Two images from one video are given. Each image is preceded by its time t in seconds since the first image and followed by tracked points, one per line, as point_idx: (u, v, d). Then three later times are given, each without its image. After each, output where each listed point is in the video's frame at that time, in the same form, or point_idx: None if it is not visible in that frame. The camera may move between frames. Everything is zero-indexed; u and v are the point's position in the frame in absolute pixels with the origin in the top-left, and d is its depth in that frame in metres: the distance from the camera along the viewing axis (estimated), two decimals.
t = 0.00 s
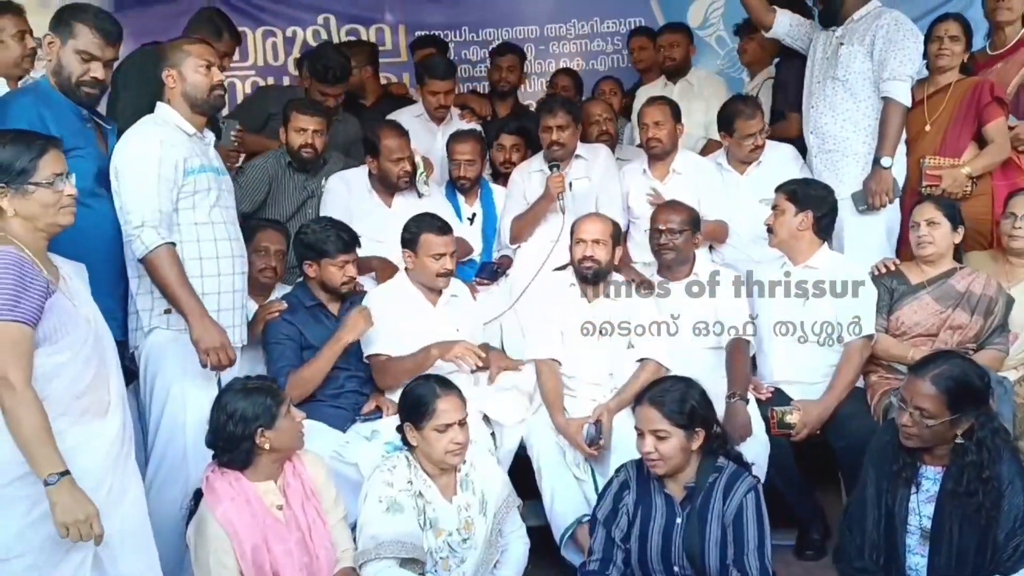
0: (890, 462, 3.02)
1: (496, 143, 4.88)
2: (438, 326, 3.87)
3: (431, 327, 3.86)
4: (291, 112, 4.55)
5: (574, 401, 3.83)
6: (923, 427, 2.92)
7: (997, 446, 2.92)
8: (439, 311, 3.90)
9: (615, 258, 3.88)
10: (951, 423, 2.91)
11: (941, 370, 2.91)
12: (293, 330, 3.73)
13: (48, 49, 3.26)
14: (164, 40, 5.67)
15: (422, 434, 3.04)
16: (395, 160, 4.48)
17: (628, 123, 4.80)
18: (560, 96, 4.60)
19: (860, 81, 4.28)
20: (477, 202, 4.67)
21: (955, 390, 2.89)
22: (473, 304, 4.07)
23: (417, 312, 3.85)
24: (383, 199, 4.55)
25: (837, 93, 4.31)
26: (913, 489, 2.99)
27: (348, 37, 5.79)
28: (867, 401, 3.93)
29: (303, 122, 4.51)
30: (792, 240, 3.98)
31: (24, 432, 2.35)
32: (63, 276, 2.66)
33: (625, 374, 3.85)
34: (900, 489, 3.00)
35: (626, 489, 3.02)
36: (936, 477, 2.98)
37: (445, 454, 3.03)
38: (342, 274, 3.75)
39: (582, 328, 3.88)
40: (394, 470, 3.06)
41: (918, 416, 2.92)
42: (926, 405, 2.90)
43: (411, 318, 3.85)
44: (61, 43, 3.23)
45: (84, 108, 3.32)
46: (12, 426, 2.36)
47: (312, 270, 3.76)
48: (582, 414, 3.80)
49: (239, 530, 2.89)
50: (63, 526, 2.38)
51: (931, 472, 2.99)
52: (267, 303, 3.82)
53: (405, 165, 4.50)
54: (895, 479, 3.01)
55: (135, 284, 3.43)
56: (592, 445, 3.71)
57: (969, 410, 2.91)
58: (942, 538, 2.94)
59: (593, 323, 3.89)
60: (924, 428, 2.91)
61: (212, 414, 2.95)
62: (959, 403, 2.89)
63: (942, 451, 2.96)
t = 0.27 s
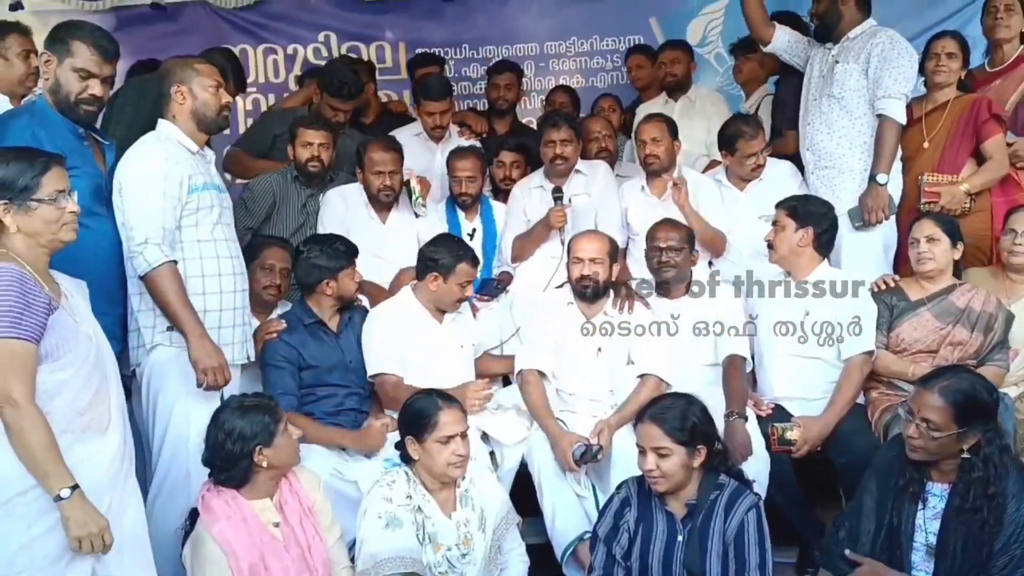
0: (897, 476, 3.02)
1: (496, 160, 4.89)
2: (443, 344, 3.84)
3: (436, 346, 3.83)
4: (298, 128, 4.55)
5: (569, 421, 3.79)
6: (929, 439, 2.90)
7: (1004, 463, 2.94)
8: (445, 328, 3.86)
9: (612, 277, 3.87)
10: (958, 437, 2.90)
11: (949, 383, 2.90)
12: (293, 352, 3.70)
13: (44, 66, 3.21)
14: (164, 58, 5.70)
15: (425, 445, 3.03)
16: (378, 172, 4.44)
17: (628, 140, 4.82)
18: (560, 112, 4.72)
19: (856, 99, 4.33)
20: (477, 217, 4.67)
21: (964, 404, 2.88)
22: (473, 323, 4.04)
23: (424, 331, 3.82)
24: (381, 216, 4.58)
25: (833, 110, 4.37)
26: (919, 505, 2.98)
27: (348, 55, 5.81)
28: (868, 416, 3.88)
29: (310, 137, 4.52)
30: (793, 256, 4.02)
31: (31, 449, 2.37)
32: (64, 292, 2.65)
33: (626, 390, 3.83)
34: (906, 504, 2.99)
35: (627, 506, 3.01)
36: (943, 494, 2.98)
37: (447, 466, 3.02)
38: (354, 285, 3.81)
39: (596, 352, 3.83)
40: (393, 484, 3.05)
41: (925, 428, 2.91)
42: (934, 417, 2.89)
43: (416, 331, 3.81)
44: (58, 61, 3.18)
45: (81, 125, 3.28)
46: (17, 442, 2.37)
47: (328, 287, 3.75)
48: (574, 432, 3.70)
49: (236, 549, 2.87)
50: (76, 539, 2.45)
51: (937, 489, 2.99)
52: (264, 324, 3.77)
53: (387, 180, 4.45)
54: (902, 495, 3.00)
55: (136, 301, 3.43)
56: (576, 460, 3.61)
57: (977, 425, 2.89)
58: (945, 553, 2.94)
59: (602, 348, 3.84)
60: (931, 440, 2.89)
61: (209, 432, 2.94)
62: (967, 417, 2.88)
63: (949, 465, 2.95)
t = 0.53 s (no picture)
0: (902, 490, 3.03)
1: (496, 176, 4.91)
2: (443, 361, 3.84)
3: (436, 362, 3.83)
4: (293, 142, 4.58)
5: (566, 436, 3.78)
6: (928, 450, 2.90)
7: (1007, 478, 2.91)
8: (449, 343, 3.87)
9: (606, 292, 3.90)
10: (958, 449, 2.89)
11: (950, 395, 2.90)
12: (292, 368, 3.69)
13: (57, 79, 3.17)
14: (166, 74, 5.72)
15: (429, 456, 3.02)
16: (371, 183, 4.49)
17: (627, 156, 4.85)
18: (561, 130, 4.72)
19: (851, 116, 4.36)
20: (475, 231, 4.69)
21: (965, 415, 2.87)
22: (474, 340, 4.04)
23: (427, 346, 3.82)
24: (382, 230, 4.58)
25: (829, 127, 4.40)
26: (923, 520, 2.98)
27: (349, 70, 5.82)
28: (868, 432, 3.87)
29: (307, 152, 4.56)
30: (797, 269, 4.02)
31: (21, 468, 2.34)
32: (65, 307, 2.65)
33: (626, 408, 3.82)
34: (912, 519, 2.99)
35: (631, 521, 3.01)
36: (945, 509, 2.97)
37: (452, 476, 3.02)
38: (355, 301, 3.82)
39: (594, 371, 3.83)
40: (392, 498, 3.04)
41: (925, 439, 2.91)
42: (935, 428, 2.89)
43: (416, 346, 3.81)
44: (75, 73, 3.16)
45: (87, 139, 3.29)
46: (8, 459, 2.34)
47: (332, 302, 3.74)
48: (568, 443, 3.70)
49: (233, 566, 2.86)
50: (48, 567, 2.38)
51: (940, 504, 2.98)
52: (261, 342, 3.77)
53: (379, 191, 4.49)
54: (906, 508, 3.00)
55: (138, 318, 3.41)
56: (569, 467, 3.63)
57: (978, 438, 2.89)
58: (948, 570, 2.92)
59: (600, 366, 3.84)
60: (931, 451, 2.89)
61: (205, 448, 2.94)
62: (968, 428, 2.88)
63: (951, 479, 2.94)
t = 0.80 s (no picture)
0: (901, 504, 3.00)
1: (497, 190, 4.92)
2: (443, 373, 3.84)
3: (436, 375, 3.83)
4: (287, 157, 4.52)
5: (564, 450, 3.78)
6: (928, 460, 2.89)
7: (1007, 492, 2.91)
8: (450, 355, 3.88)
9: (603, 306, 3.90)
10: (958, 461, 2.89)
11: (950, 406, 2.91)
12: (291, 381, 3.68)
13: (74, 90, 3.05)
14: (167, 87, 5.74)
15: (432, 466, 3.01)
16: (362, 199, 4.46)
17: (626, 170, 4.87)
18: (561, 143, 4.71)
19: (849, 131, 4.42)
20: (475, 245, 4.72)
21: (966, 427, 2.87)
22: (473, 354, 4.04)
23: (427, 359, 3.83)
24: (376, 245, 4.58)
25: (827, 143, 4.47)
26: (923, 535, 2.96)
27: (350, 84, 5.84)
28: (869, 446, 3.88)
29: (301, 167, 4.50)
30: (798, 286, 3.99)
31: (20, 481, 2.34)
32: (64, 320, 2.65)
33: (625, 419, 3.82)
34: (912, 533, 2.96)
35: (637, 532, 3.00)
36: (946, 523, 2.96)
37: (455, 487, 3.01)
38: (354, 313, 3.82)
39: (592, 387, 3.80)
40: (393, 510, 3.03)
41: (925, 450, 2.90)
42: (935, 439, 2.88)
43: (416, 358, 3.81)
44: (94, 85, 3.06)
45: (97, 151, 3.19)
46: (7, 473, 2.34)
47: (331, 316, 3.74)
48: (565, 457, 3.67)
49: None
50: None
51: (941, 517, 2.98)
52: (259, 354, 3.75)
53: (367, 208, 4.46)
54: (907, 522, 2.98)
55: (142, 331, 3.40)
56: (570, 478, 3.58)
57: (978, 450, 2.88)
58: None
59: (599, 382, 3.81)
60: (930, 462, 2.88)
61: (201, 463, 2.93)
62: (968, 440, 2.87)
63: (951, 491, 2.94)
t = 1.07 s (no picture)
0: (903, 516, 2.99)
1: (497, 201, 4.93)
2: (443, 385, 3.84)
3: (437, 386, 3.83)
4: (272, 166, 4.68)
5: (565, 461, 3.77)
6: (931, 472, 2.89)
7: (1010, 504, 2.92)
8: (450, 366, 3.88)
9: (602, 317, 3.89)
10: (960, 472, 2.88)
11: (952, 417, 2.91)
12: (293, 392, 3.68)
13: (84, 99, 3.04)
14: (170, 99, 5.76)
15: (434, 476, 3.01)
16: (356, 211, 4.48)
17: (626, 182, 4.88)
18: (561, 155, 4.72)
19: (849, 143, 4.43)
20: (475, 256, 4.71)
21: (967, 438, 2.87)
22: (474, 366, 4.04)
23: (428, 371, 3.82)
24: (376, 257, 4.59)
25: (827, 155, 4.48)
26: (925, 547, 2.95)
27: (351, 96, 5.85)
28: (869, 458, 3.87)
29: (285, 174, 4.63)
30: (793, 298, 3.97)
31: (23, 490, 2.33)
32: (62, 332, 2.65)
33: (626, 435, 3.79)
34: (915, 545, 2.94)
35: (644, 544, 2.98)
36: (948, 535, 2.95)
37: (457, 497, 3.01)
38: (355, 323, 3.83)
39: (592, 399, 3.80)
40: (394, 521, 3.03)
41: (927, 461, 2.90)
42: (938, 451, 2.88)
43: (416, 369, 3.80)
44: (103, 94, 3.05)
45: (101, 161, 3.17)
46: (11, 484, 2.33)
47: (332, 326, 3.75)
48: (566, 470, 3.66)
49: None
50: None
51: (943, 529, 2.96)
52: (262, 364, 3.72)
53: (360, 220, 4.47)
54: (909, 535, 2.96)
55: (145, 342, 3.39)
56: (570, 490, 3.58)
57: (980, 460, 2.88)
58: None
59: (599, 394, 3.80)
60: (933, 473, 2.87)
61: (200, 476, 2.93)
62: (971, 451, 2.87)
63: (953, 503, 2.94)
